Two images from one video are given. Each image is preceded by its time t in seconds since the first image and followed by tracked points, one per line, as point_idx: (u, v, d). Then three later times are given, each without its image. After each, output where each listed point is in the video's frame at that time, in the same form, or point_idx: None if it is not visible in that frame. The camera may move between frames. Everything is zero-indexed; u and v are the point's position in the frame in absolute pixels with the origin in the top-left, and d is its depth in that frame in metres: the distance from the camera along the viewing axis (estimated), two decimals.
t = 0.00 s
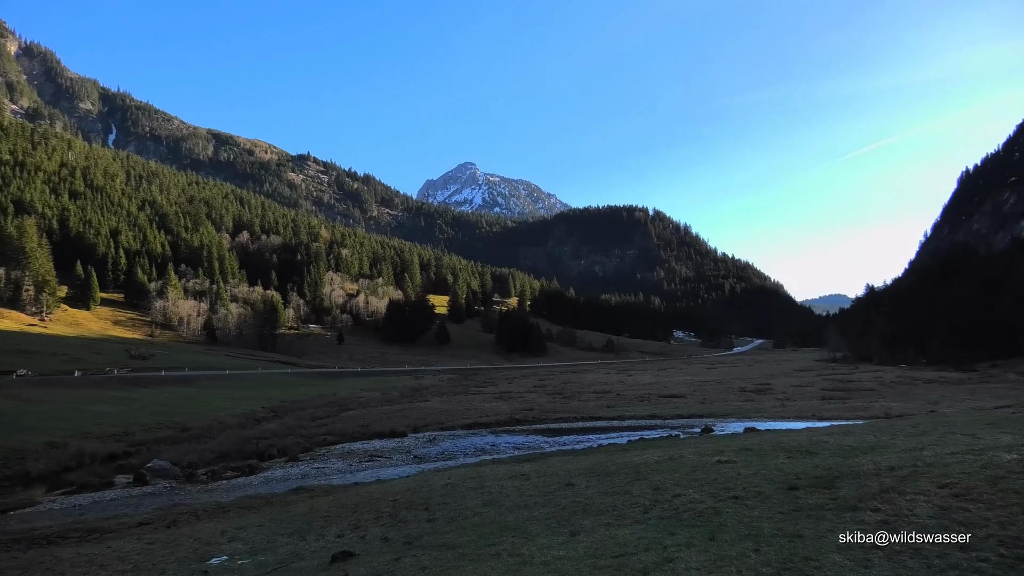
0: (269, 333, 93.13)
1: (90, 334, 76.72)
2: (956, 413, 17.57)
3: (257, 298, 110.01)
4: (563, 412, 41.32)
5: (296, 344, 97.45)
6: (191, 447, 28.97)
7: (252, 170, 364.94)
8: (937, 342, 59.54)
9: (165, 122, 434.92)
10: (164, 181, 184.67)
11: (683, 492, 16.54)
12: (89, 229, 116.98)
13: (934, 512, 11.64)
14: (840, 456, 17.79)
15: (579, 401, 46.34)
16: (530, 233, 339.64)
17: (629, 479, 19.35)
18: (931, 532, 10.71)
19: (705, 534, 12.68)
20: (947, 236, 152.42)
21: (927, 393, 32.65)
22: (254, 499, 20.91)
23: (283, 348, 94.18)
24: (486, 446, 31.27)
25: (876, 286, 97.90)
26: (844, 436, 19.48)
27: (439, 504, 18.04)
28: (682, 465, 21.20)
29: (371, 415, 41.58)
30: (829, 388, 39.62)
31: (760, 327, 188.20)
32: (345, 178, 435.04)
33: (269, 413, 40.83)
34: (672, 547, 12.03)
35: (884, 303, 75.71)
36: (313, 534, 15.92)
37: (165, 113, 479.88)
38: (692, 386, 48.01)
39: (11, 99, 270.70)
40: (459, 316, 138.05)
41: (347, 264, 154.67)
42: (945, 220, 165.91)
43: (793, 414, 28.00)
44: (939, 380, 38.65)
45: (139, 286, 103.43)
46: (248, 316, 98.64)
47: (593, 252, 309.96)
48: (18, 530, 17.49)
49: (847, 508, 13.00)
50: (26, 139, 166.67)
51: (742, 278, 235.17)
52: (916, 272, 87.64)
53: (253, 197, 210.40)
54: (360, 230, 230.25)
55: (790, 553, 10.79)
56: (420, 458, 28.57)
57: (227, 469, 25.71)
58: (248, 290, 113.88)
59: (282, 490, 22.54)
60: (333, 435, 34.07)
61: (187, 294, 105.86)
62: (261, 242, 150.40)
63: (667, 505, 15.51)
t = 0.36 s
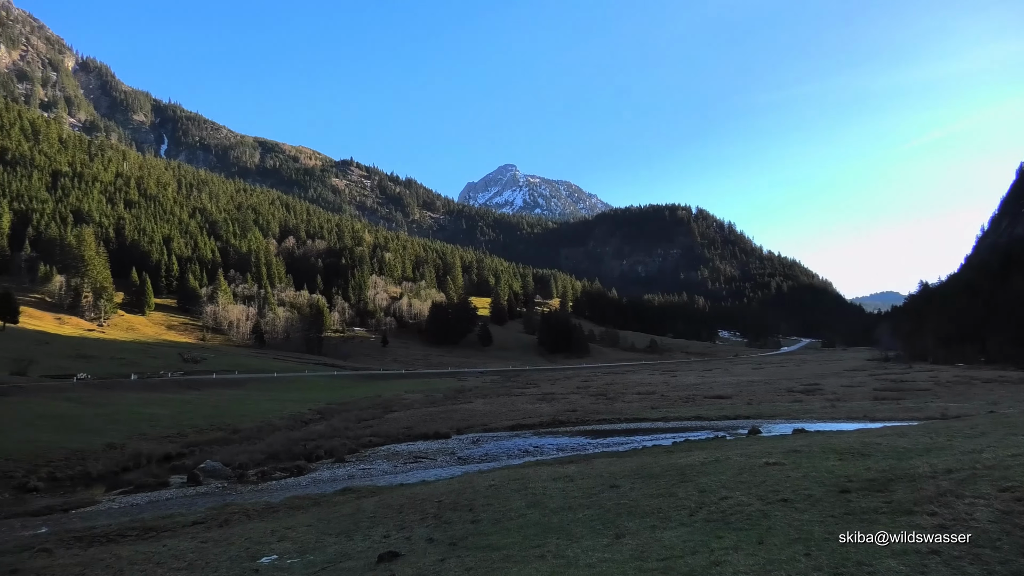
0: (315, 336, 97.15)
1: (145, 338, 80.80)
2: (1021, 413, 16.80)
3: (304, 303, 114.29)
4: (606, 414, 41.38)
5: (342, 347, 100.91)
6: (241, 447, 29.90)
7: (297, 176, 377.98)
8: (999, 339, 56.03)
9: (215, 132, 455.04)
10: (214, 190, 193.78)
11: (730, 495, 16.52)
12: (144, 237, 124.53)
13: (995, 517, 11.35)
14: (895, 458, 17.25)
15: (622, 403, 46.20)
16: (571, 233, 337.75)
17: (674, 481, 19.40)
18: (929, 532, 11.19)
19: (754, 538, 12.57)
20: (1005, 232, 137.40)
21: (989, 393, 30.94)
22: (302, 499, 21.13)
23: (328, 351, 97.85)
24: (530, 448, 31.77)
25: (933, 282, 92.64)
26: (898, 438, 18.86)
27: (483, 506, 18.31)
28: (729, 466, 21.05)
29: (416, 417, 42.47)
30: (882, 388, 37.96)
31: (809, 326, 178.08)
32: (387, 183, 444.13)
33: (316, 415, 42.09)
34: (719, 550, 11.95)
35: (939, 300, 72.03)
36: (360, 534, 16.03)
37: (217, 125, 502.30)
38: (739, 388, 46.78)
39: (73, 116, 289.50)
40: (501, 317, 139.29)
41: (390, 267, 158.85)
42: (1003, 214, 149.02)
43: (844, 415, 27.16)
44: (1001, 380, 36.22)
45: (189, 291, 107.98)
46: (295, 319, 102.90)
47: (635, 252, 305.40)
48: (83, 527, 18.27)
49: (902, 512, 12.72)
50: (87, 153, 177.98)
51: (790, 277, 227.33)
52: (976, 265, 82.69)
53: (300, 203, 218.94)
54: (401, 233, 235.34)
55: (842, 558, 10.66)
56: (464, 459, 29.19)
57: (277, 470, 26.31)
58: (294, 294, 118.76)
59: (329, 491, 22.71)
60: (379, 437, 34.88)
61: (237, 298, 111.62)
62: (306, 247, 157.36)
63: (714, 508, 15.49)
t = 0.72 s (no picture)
0: (359, 339, 99.77)
1: (195, 342, 84.55)
2: None
3: (347, 305, 118.35)
4: (649, 415, 41.29)
5: (385, 349, 103.89)
6: (288, 448, 29.83)
7: (339, 181, 388.03)
8: None
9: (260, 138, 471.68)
10: (259, 196, 201.64)
11: (778, 498, 16.35)
12: (193, 244, 129.71)
13: None
14: (949, 459, 16.79)
15: (666, 404, 45.84)
16: (611, 233, 333.84)
17: (719, 483, 19.28)
18: (933, 534, 11.63)
19: (802, 541, 12.34)
20: None
21: None
22: (345, 501, 20.97)
23: (372, 353, 100.32)
24: (572, 449, 32.26)
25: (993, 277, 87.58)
26: (954, 439, 18.24)
27: (526, 508, 18.11)
28: (775, 468, 20.90)
29: (458, 419, 43.28)
30: (936, 387, 36.25)
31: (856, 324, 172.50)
32: (428, 187, 450.90)
33: (360, 417, 42.67)
34: (767, 553, 11.68)
35: (995, 295, 68.48)
36: (404, 535, 15.95)
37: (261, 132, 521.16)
38: (786, 388, 45.68)
39: (125, 125, 304.96)
40: (542, 318, 140.01)
41: (432, 270, 161.77)
42: None
43: (896, 415, 26.35)
44: None
45: (236, 295, 113.59)
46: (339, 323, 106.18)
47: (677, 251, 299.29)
48: (137, 527, 18.38)
49: (958, 515, 12.50)
50: (137, 162, 187.00)
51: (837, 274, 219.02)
52: None
53: (342, 208, 226.30)
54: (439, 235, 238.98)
55: (895, 562, 10.39)
56: (507, 461, 29.52)
57: (322, 472, 26.08)
58: (337, 298, 123.23)
59: (372, 493, 22.35)
60: (421, 438, 35.15)
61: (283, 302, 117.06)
62: (350, 251, 162.29)
63: (761, 510, 15.29)
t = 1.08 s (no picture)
0: (402, 342, 101.62)
1: (242, 346, 87.73)
2: None
3: (391, 309, 122.10)
4: (694, 416, 40.85)
5: (428, 352, 106.30)
6: (334, 450, 30.02)
7: (381, 185, 396.53)
8: None
9: (303, 144, 485.88)
10: (303, 202, 208.88)
11: (829, 501, 15.93)
12: (240, 250, 135.84)
13: None
14: (1011, 462, 16.26)
15: (712, 405, 45.06)
16: (653, 233, 328.18)
17: (767, 487, 18.84)
18: (934, 534, 12.00)
19: (855, 545, 11.96)
20: None
21: None
22: (393, 501, 21.15)
23: (416, 356, 102.59)
24: (616, 451, 32.49)
25: None
26: (1016, 441, 17.58)
27: (570, 510, 17.68)
28: (825, 471, 20.53)
29: (502, 421, 44.02)
30: (1000, 387, 34.38)
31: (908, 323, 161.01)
32: (469, 190, 454.54)
33: (405, 419, 43.56)
34: (818, 558, 11.16)
35: None
36: (450, 536, 15.88)
37: (304, 139, 537.93)
38: (835, 388, 44.38)
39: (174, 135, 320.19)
40: (584, 319, 139.61)
41: (473, 272, 163.84)
42: None
43: (952, 415, 25.45)
44: None
45: (282, 300, 117.68)
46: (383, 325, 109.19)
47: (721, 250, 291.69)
48: (190, 527, 18.44)
49: (1022, 521, 12.14)
50: (187, 170, 195.52)
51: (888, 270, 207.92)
52: None
53: (384, 212, 232.72)
54: (478, 237, 241.10)
55: (954, 567, 9.97)
56: (551, 463, 30.13)
57: (368, 473, 26.22)
58: (382, 301, 127.05)
59: (418, 493, 22.66)
60: (465, 440, 35.81)
61: (328, 305, 121.35)
62: (393, 255, 166.71)
63: (811, 514, 14.88)
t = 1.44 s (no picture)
0: (447, 345, 104.93)
1: (293, 349, 91.82)
2: None
3: (436, 312, 125.52)
4: (743, 418, 40.23)
5: (473, 353, 108.59)
6: (382, 452, 31.04)
7: (424, 189, 404.29)
8: None
9: (347, 150, 498.20)
10: (349, 208, 216.00)
11: (884, 505, 15.34)
12: (289, 255, 141.55)
13: None
14: None
15: (760, 406, 44.16)
16: (697, 231, 320.61)
17: (819, 488, 18.32)
18: (936, 534, 12.12)
19: (912, 550, 11.49)
20: None
21: None
22: (441, 501, 22.11)
23: (462, 357, 105.27)
24: (663, 453, 32.58)
25: None
26: None
27: (617, 511, 17.82)
28: (880, 474, 20.03)
29: (547, 422, 44.71)
30: None
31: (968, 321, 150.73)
32: (511, 193, 455.67)
33: (451, 420, 44.91)
34: (873, 562, 10.84)
35: None
36: (496, 537, 16.29)
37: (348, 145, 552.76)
38: (891, 388, 42.77)
39: (226, 145, 335.69)
40: (629, 319, 137.97)
41: (517, 274, 164.97)
42: None
43: (1018, 417, 24.35)
44: None
45: (330, 304, 122.34)
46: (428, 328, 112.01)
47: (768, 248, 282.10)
48: (244, 525, 19.01)
49: None
50: (238, 179, 204.81)
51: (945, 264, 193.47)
52: None
53: (428, 216, 238.37)
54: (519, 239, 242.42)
55: None
56: (596, 464, 30.67)
57: (415, 474, 27.15)
58: (427, 304, 130.39)
59: (465, 494, 23.59)
60: (511, 442, 36.72)
61: (374, 309, 125.10)
62: (437, 258, 170.36)
63: (865, 518, 14.37)
